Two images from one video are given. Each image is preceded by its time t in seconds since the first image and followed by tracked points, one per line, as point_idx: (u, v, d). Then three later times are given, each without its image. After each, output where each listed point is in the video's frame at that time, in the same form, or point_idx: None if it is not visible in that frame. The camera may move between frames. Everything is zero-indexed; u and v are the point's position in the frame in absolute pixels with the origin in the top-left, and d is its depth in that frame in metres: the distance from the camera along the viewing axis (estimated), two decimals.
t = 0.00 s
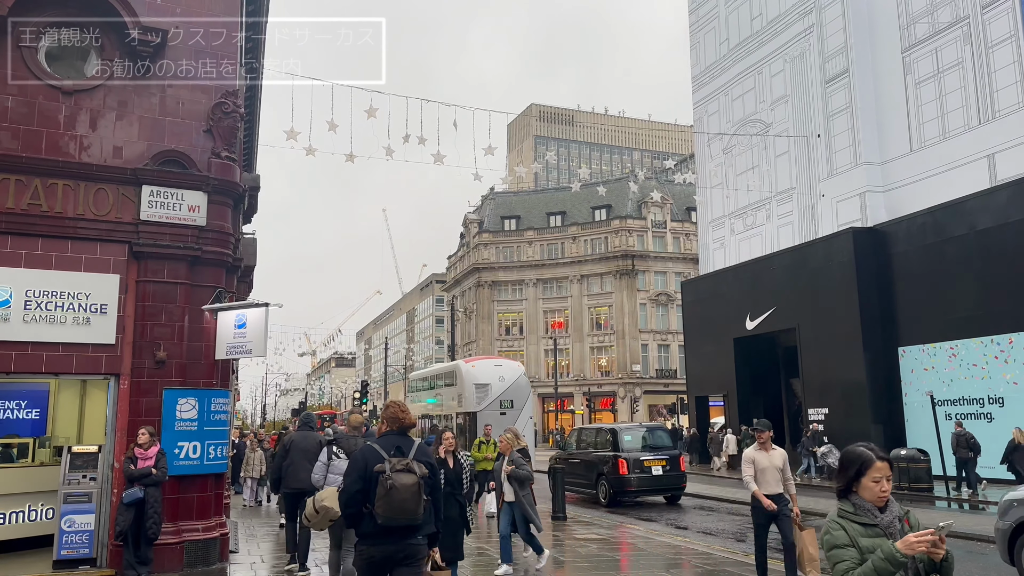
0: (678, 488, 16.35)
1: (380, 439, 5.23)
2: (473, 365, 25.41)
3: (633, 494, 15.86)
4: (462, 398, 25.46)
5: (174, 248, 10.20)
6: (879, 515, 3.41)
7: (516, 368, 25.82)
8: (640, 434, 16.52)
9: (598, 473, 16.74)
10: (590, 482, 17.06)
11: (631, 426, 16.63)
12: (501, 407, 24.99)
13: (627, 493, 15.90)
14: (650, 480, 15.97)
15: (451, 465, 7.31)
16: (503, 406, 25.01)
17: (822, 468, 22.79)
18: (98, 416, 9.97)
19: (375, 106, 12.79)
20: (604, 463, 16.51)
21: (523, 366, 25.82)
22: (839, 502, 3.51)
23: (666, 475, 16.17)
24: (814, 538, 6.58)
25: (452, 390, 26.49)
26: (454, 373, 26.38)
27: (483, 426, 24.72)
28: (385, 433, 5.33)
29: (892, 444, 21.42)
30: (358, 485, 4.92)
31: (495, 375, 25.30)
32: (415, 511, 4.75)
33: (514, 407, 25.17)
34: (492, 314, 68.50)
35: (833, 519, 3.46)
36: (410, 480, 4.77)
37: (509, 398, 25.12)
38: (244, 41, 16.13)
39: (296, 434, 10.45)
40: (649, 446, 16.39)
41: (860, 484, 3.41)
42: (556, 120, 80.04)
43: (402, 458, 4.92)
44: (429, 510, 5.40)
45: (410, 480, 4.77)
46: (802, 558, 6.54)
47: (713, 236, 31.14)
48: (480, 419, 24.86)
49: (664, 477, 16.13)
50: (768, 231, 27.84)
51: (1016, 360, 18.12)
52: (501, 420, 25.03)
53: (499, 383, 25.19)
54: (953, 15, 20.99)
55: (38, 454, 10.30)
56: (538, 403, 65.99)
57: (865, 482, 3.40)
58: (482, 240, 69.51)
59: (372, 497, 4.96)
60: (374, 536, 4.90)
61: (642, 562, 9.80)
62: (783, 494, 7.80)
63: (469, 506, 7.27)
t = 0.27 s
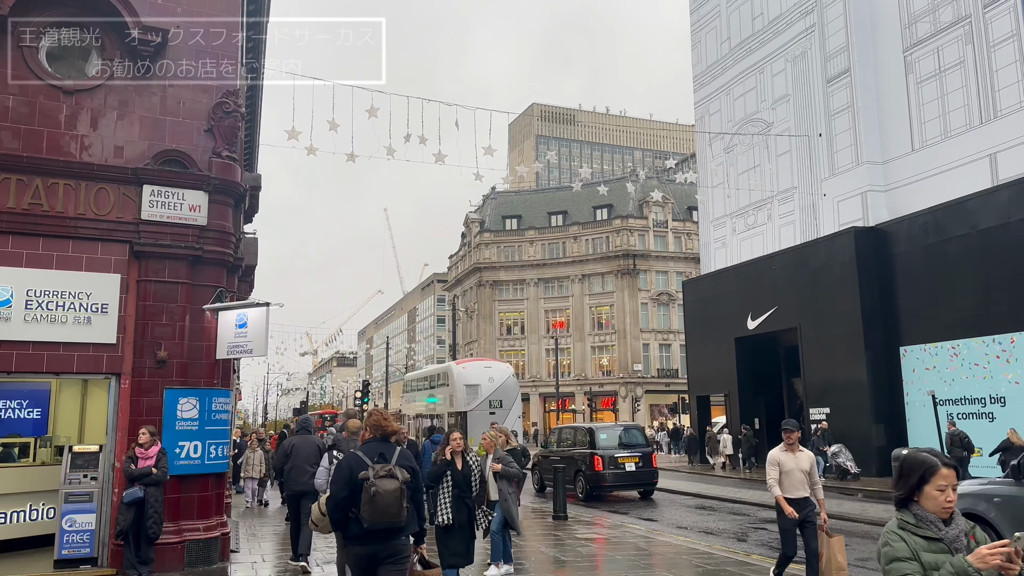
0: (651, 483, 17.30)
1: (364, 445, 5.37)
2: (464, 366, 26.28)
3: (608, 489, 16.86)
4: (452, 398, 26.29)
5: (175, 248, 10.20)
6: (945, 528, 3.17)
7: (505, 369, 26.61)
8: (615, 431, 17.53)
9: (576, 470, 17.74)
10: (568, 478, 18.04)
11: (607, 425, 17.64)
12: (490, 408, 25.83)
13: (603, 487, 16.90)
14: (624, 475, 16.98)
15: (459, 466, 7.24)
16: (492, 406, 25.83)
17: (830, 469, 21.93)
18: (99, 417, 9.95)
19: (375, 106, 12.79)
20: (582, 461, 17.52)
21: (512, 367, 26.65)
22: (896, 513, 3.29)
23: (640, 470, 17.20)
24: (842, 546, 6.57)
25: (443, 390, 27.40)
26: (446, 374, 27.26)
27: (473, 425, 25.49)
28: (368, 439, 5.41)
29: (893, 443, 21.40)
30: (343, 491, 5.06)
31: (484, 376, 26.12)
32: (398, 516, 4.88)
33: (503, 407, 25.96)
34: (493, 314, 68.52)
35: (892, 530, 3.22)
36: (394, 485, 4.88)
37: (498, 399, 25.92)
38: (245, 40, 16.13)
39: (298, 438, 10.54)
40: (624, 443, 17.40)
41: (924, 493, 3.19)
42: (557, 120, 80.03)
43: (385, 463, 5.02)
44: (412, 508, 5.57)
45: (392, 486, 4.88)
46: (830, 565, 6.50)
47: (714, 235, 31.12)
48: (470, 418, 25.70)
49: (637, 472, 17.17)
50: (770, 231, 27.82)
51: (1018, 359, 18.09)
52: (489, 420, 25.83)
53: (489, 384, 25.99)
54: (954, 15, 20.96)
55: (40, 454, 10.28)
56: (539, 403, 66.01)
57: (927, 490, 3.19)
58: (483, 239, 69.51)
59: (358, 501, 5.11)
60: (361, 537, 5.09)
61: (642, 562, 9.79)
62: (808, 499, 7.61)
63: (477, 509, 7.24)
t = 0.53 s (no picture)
0: (626, 478, 18.31)
1: (354, 434, 6.27)
2: (454, 367, 26.93)
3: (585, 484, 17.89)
4: (444, 399, 26.95)
5: (176, 247, 10.20)
6: None
7: (494, 371, 27.20)
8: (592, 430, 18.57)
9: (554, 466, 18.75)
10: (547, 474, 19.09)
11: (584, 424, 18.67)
12: (479, 408, 26.48)
13: (580, 482, 17.93)
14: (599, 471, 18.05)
15: (470, 464, 6.86)
16: (481, 407, 26.48)
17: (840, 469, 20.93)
18: (100, 415, 9.95)
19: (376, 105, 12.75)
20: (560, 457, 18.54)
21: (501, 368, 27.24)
22: (971, 513, 3.14)
23: (614, 466, 18.28)
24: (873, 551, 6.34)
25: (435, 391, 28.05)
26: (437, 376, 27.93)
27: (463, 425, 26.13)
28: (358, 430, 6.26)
29: (894, 442, 21.38)
30: (331, 475, 6.03)
31: (474, 377, 26.72)
32: (379, 500, 5.69)
33: (492, 407, 26.61)
34: (494, 313, 68.53)
35: (966, 533, 3.07)
36: (376, 472, 5.73)
37: (487, 399, 26.54)
38: (246, 39, 16.12)
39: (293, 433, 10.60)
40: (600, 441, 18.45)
41: (1001, 491, 3.08)
42: (558, 119, 80.08)
43: (370, 453, 5.86)
44: (403, 496, 6.26)
45: (374, 473, 5.72)
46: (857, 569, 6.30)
47: (716, 234, 31.12)
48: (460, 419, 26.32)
49: (612, 468, 18.25)
50: (771, 230, 27.82)
51: (1019, 358, 18.07)
52: (479, 420, 26.49)
53: (478, 385, 26.58)
54: (956, 13, 20.93)
55: (40, 453, 10.24)
56: (540, 402, 66.01)
57: (1004, 488, 3.09)
58: (484, 239, 69.49)
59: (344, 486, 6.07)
60: (346, 518, 5.92)
61: (643, 561, 9.75)
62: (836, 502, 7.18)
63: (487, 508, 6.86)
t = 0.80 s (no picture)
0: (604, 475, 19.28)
1: (353, 440, 6.41)
2: (446, 368, 27.55)
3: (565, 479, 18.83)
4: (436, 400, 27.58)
5: (177, 245, 10.20)
6: None
7: (484, 372, 27.79)
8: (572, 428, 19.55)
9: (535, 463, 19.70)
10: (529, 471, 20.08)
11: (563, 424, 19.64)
12: (470, 408, 27.11)
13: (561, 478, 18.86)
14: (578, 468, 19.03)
15: (488, 469, 6.42)
16: (472, 407, 27.11)
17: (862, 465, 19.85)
18: (101, 413, 9.95)
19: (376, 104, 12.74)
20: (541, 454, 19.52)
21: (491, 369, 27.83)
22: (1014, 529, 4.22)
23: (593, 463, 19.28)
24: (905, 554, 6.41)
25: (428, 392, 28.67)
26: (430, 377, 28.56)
27: (454, 425, 26.76)
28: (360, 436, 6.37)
29: (896, 442, 21.37)
30: (331, 479, 6.16)
31: (465, 378, 27.31)
32: (375, 504, 5.87)
33: (482, 408, 27.22)
34: (495, 312, 68.56)
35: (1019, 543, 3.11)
36: (372, 478, 5.89)
37: (477, 400, 27.16)
38: (246, 38, 16.09)
39: (293, 435, 10.68)
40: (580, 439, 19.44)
41: None
42: (560, 118, 80.05)
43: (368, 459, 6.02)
44: (395, 502, 6.50)
45: (371, 479, 5.88)
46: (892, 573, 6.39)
47: (717, 233, 31.11)
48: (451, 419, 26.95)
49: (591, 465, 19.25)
50: (772, 229, 27.81)
51: (1021, 357, 18.03)
52: (470, 420, 27.11)
53: (469, 386, 27.17)
54: (958, 12, 20.89)
55: (41, 451, 10.17)
56: (541, 401, 65.99)
57: None
58: (485, 238, 69.50)
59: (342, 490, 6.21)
60: (343, 521, 6.07)
61: (645, 561, 9.75)
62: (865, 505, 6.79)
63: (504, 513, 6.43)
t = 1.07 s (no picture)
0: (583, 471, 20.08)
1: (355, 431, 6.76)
2: (439, 370, 27.81)
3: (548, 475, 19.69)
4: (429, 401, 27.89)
5: (178, 245, 10.20)
6: None
7: (476, 372, 28.01)
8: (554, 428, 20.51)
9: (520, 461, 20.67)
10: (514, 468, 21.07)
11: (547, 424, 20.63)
12: (462, 408, 27.37)
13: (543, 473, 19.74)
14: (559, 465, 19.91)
15: (504, 465, 6.35)
16: (464, 407, 27.36)
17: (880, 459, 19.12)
18: (102, 413, 9.96)
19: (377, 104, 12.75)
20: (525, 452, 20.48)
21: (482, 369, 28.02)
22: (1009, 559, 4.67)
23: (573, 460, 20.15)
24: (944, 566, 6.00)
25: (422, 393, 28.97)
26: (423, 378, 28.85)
27: (446, 426, 27.03)
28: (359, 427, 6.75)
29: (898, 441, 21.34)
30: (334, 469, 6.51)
31: (457, 379, 27.54)
32: (377, 493, 6.14)
33: (473, 408, 27.48)
34: (497, 312, 68.55)
35: None
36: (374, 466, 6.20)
37: (468, 400, 27.41)
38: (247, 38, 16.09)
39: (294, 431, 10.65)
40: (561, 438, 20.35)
41: None
42: (561, 118, 80.08)
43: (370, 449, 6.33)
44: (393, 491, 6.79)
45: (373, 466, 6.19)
46: None
47: (719, 233, 31.09)
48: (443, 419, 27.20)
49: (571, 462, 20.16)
50: (774, 228, 27.78)
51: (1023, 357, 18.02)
52: (462, 420, 27.38)
53: (460, 387, 27.41)
54: (960, 11, 20.85)
55: (44, 451, 10.29)
56: (543, 401, 65.93)
57: None
58: (487, 237, 69.50)
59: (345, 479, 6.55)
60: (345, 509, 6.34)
61: (647, 561, 9.75)
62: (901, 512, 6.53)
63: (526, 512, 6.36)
